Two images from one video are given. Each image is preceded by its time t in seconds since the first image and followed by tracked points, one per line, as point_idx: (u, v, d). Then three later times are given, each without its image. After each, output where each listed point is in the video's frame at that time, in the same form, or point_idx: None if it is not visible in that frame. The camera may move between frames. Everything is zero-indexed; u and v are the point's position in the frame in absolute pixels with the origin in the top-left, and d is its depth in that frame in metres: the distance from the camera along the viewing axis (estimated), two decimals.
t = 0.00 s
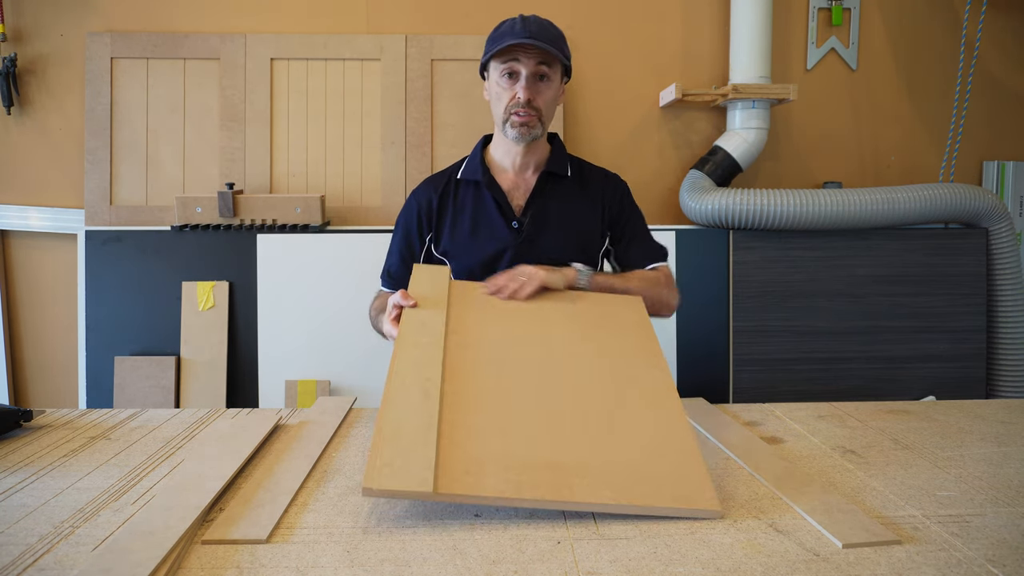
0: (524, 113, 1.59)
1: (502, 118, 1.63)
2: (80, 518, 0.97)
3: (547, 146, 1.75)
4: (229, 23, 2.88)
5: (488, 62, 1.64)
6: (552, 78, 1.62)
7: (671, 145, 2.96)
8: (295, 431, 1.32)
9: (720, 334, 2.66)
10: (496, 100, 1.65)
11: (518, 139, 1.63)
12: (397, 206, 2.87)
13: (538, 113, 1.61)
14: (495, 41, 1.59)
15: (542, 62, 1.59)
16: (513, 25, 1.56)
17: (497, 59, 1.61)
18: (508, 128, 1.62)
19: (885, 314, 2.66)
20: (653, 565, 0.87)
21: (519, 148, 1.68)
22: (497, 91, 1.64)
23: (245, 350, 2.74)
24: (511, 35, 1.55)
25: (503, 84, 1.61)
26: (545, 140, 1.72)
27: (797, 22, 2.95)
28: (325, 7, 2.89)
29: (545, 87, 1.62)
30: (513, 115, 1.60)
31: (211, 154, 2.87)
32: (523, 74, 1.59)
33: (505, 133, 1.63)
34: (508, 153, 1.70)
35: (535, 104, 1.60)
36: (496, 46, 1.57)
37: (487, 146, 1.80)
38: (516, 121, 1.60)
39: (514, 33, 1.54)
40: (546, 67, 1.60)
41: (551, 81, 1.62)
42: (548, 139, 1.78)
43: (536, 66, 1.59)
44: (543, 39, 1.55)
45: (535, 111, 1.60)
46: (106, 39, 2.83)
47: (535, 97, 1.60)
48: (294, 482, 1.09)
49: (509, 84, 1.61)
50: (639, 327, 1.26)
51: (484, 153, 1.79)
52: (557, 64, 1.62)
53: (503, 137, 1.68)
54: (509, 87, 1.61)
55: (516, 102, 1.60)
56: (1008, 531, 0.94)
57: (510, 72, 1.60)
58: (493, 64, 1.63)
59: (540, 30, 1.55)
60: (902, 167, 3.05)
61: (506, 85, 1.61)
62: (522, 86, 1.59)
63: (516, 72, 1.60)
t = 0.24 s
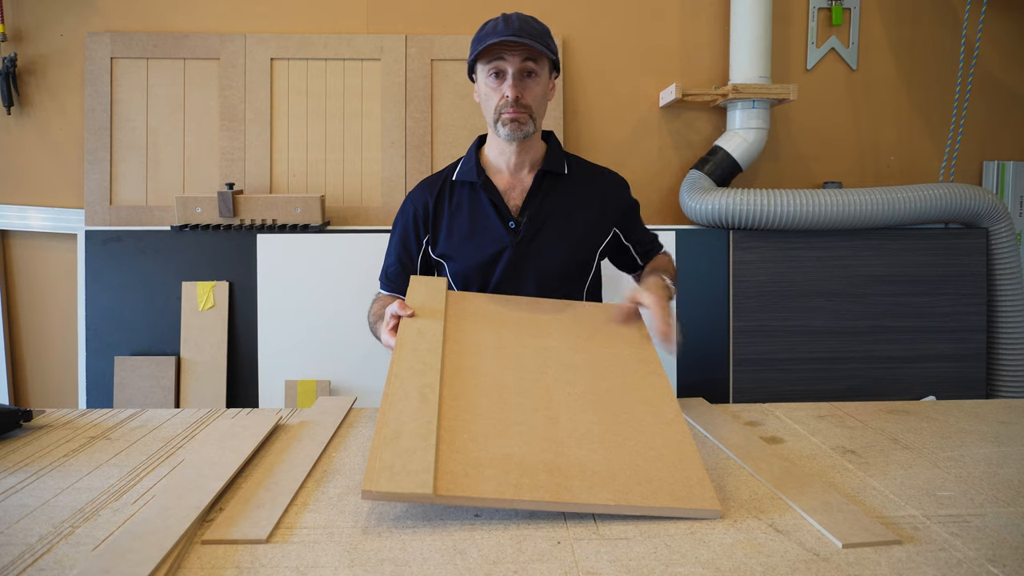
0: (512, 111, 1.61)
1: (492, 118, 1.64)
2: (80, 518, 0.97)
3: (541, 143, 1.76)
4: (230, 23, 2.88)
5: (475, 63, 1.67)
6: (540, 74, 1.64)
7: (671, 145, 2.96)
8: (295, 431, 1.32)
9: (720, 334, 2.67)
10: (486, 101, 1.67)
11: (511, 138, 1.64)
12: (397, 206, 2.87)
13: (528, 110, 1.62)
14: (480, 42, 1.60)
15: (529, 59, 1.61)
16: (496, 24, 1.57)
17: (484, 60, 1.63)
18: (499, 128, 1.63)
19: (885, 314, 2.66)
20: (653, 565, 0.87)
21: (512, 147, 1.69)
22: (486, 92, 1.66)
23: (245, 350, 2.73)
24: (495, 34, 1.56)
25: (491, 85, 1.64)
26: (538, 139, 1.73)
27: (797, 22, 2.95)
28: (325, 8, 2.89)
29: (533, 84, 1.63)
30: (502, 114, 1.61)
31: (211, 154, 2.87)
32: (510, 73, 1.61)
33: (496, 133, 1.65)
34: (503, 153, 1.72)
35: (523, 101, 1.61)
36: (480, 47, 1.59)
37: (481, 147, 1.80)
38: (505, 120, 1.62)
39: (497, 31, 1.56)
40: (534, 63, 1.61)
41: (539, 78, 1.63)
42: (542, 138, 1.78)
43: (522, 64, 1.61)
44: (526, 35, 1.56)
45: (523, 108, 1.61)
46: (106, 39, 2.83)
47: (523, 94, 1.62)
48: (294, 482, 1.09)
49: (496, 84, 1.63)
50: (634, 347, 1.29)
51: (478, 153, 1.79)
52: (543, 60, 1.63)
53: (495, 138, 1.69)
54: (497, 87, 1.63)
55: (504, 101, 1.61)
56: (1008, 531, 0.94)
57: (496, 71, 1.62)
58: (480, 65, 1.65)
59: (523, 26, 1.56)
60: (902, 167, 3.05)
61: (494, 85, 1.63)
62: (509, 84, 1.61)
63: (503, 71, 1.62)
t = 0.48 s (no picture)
0: (509, 102, 1.61)
1: (489, 113, 1.64)
2: (80, 518, 0.97)
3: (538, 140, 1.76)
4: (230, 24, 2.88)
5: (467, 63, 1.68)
6: (533, 68, 1.66)
7: (671, 145, 2.96)
8: (295, 431, 1.32)
9: (720, 334, 2.67)
10: (481, 98, 1.67)
11: (509, 131, 1.64)
12: (397, 206, 2.87)
13: (525, 101, 1.62)
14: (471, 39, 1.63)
15: (521, 52, 1.63)
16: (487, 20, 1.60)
17: (477, 57, 1.65)
18: (497, 122, 1.63)
19: (885, 314, 2.66)
20: (653, 565, 0.87)
21: (510, 143, 1.69)
22: (480, 89, 1.66)
23: (245, 350, 2.74)
24: (486, 27, 1.59)
25: (485, 80, 1.64)
26: (536, 138, 1.73)
27: (797, 21, 2.95)
28: (325, 8, 2.89)
29: (527, 76, 1.64)
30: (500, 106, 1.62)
31: (211, 154, 2.87)
32: (503, 66, 1.62)
33: (494, 127, 1.64)
34: (500, 152, 1.72)
35: (519, 93, 1.62)
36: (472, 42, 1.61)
37: (480, 148, 1.81)
38: (503, 113, 1.62)
39: (489, 25, 1.58)
40: (526, 56, 1.64)
41: (532, 71, 1.65)
42: (541, 138, 1.79)
43: (516, 56, 1.62)
44: (517, 27, 1.59)
45: (520, 99, 1.62)
46: (107, 40, 2.83)
47: (518, 86, 1.63)
48: (294, 482, 1.09)
49: (491, 79, 1.64)
50: (627, 353, 1.28)
51: (476, 154, 1.79)
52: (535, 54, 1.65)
53: (492, 135, 1.69)
54: (491, 81, 1.64)
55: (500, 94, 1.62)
56: (1008, 531, 0.94)
57: (490, 66, 1.64)
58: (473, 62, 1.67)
59: (515, 19, 1.60)
60: (902, 167, 3.05)
61: (488, 80, 1.64)
62: (504, 77, 1.62)
63: (497, 65, 1.63)
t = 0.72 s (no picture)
0: (510, 92, 1.63)
1: (489, 105, 1.66)
2: (80, 518, 0.97)
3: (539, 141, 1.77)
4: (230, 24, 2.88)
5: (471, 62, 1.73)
6: (535, 66, 1.70)
7: (671, 144, 2.96)
8: (295, 431, 1.32)
9: (720, 334, 2.67)
10: (483, 93, 1.70)
11: (509, 123, 1.64)
12: (397, 206, 2.87)
13: (525, 93, 1.64)
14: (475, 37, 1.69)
15: (522, 49, 1.67)
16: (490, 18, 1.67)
17: (480, 54, 1.70)
18: (497, 113, 1.64)
19: (885, 314, 2.66)
20: (653, 565, 0.87)
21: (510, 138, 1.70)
22: (482, 84, 1.69)
23: (244, 350, 2.73)
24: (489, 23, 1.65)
25: (487, 75, 1.68)
26: (536, 136, 1.74)
27: (797, 21, 2.95)
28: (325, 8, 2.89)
29: (528, 71, 1.68)
30: (500, 97, 1.63)
31: (211, 154, 2.87)
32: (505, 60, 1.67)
33: (495, 120, 1.65)
34: (501, 150, 1.72)
35: (519, 85, 1.65)
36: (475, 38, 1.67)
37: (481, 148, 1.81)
38: (503, 103, 1.64)
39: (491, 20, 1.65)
40: (527, 54, 1.68)
41: (534, 67, 1.69)
42: (542, 138, 1.79)
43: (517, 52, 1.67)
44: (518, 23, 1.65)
45: (521, 91, 1.64)
46: (107, 40, 2.83)
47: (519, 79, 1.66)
48: (294, 482, 1.09)
49: (492, 73, 1.67)
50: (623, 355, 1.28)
51: (477, 154, 1.80)
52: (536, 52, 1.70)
53: (493, 131, 1.70)
54: (493, 75, 1.67)
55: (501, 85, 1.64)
56: (1008, 531, 0.94)
57: (492, 61, 1.68)
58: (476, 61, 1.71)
59: (517, 17, 1.65)
60: (902, 166, 3.05)
61: (490, 74, 1.68)
62: (505, 69, 1.65)
63: (498, 60, 1.68)
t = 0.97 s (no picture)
0: (517, 94, 1.65)
1: (496, 106, 1.68)
2: (80, 518, 0.97)
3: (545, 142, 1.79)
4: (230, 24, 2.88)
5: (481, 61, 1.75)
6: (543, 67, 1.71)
7: (671, 144, 2.97)
8: (295, 431, 1.32)
9: (720, 334, 2.67)
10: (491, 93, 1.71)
11: (514, 125, 1.66)
12: (397, 206, 2.87)
13: (531, 95, 1.66)
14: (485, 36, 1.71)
15: (530, 50, 1.69)
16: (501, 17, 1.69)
17: (489, 53, 1.72)
18: (503, 114, 1.66)
19: (885, 314, 2.66)
20: (653, 565, 0.87)
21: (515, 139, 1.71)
22: (490, 83, 1.71)
23: (245, 350, 2.73)
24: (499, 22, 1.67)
25: (495, 74, 1.70)
26: (542, 137, 1.75)
27: (797, 21, 2.94)
28: (325, 8, 2.89)
29: (536, 72, 1.69)
30: (507, 98, 1.65)
31: (211, 154, 2.87)
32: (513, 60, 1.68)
33: (501, 120, 1.67)
34: (505, 150, 1.73)
35: (527, 87, 1.66)
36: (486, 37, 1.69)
37: (486, 148, 1.83)
38: (510, 105, 1.65)
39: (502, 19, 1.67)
40: (536, 54, 1.70)
41: (542, 68, 1.70)
42: (547, 139, 1.80)
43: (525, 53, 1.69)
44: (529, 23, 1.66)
45: (527, 93, 1.66)
46: (107, 40, 2.83)
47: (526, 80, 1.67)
48: (294, 482, 1.09)
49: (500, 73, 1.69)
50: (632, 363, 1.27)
51: (482, 154, 1.81)
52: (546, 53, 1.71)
53: (499, 131, 1.72)
54: (501, 75, 1.69)
55: (508, 86, 1.66)
56: (1008, 531, 0.94)
57: (501, 61, 1.70)
58: (485, 61, 1.73)
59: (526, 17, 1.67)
60: (902, 167, 3.05)
61: (498, 74, 1.70)
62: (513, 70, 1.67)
63: (507, 60, 1.69)
